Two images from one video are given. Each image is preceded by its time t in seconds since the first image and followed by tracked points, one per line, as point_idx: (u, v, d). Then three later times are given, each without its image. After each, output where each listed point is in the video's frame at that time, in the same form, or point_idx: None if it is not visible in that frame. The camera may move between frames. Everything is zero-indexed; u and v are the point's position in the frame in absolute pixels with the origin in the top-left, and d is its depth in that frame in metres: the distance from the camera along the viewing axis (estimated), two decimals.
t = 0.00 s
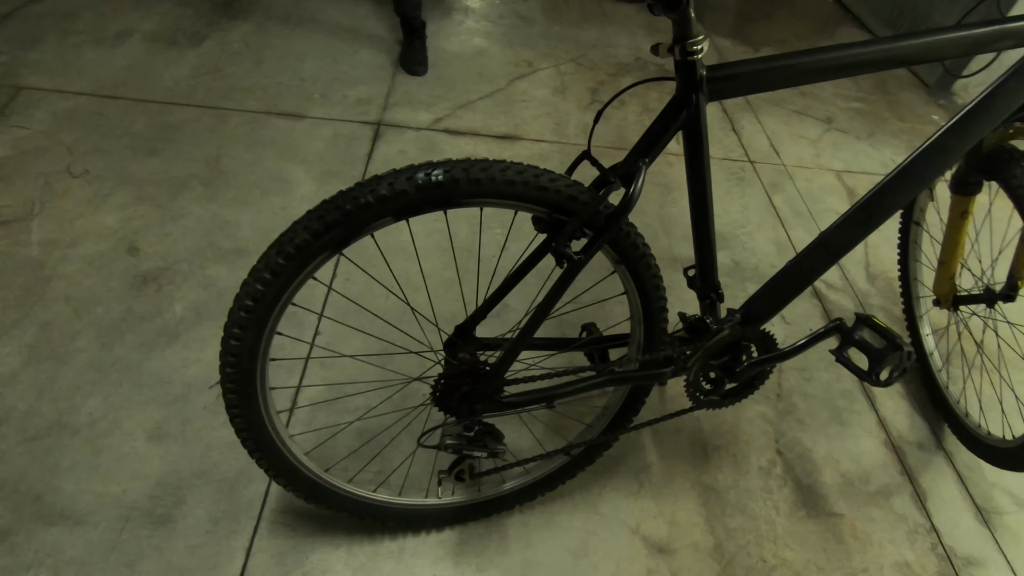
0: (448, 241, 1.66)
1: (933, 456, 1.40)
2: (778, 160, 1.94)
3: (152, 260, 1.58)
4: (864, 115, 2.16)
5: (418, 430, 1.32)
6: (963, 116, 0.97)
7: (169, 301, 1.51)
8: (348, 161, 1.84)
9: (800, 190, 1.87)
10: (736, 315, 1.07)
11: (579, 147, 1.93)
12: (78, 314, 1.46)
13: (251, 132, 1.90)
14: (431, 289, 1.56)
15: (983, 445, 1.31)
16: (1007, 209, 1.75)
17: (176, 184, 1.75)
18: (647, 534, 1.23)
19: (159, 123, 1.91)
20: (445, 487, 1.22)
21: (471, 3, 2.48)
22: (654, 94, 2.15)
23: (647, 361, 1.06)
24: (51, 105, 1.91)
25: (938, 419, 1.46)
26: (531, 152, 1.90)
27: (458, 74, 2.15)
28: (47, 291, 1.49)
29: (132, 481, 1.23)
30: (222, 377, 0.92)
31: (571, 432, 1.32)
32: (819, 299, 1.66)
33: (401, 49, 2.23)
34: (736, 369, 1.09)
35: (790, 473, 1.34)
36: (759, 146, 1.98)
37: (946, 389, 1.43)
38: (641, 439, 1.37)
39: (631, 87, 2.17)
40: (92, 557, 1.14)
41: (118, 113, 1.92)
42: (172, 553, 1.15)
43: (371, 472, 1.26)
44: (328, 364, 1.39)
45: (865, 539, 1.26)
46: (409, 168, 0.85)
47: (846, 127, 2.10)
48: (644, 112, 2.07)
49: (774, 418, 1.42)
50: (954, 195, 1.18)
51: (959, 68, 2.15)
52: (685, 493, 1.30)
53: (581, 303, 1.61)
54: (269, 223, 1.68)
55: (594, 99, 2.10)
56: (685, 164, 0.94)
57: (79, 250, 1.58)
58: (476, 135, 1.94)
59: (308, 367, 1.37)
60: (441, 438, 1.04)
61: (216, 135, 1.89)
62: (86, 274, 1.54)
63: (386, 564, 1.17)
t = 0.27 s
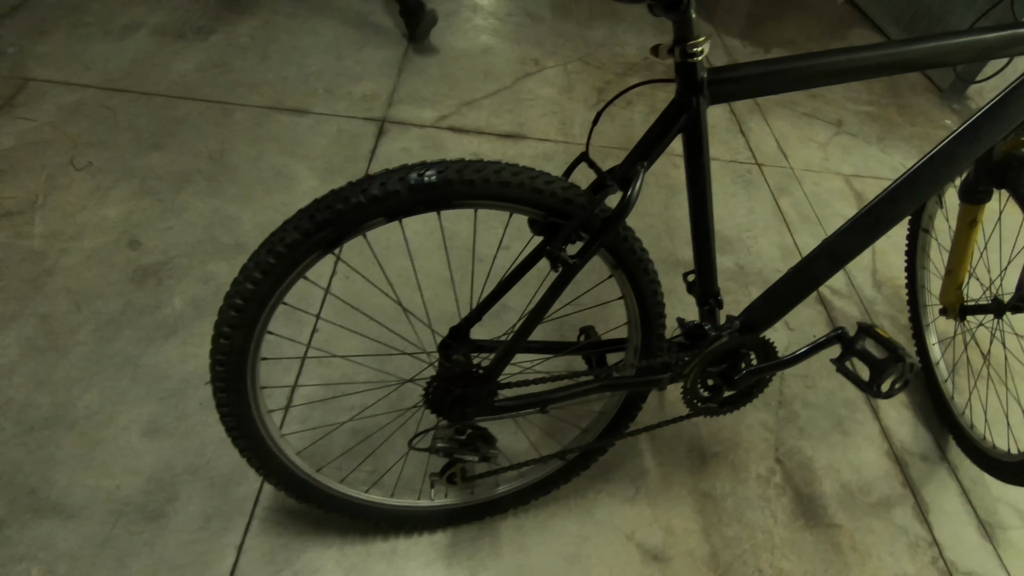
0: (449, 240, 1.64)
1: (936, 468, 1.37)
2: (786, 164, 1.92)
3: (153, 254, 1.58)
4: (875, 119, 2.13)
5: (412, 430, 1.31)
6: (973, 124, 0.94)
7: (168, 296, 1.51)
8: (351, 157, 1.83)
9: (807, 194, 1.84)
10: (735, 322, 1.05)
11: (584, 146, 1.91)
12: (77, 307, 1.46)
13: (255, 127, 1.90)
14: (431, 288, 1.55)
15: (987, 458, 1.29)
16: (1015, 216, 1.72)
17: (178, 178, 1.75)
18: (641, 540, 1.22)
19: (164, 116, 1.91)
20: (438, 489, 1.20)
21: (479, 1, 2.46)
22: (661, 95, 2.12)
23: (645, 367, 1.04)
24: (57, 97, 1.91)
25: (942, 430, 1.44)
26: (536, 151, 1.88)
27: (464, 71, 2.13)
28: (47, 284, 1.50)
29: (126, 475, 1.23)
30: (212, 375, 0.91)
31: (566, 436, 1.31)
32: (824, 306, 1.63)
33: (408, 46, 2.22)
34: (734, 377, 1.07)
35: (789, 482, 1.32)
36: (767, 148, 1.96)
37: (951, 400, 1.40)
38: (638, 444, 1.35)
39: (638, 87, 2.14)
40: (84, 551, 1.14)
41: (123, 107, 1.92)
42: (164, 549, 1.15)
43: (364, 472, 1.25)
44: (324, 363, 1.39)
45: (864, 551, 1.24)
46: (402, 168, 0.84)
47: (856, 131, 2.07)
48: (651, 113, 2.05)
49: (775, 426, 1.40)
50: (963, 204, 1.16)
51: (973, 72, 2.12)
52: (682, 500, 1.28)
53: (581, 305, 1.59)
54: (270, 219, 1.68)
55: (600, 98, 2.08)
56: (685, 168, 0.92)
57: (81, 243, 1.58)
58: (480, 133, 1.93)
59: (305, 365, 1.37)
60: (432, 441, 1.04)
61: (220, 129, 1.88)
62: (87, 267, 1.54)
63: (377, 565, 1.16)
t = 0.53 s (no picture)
0: (448, 244, 1.64)
1: (936, 480, 1.36)
2: (788, 170, 1.91)
3: (153, 254, 1.59)
4: (880, 126, 2.11)
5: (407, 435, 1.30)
6: (973, 134, 0.93)
7: (166, 297, 1.51)
8: (352, 160, 1.83)
9: (810, 201, 1.83)
10: (732, 331, 1.04)
11: (585, 151, 1.90)
12: (76, 307, 1.47)
13: (257, 128, 1.90)
14: (428, 292, 1.54)
15: (988, 470, 1.27)
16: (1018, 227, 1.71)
17: (180, 179, 1.75)
18: (636, 549, 1.21)
19: (167, 117, 1.91)
20: (433, 494, 1.20)
21: (483, 4, 2.46)
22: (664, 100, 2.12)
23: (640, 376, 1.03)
24: (62, 97, 1.92)
25: (943, 441, 1.42)
26: (537, 155, 1.88)
27: (467, 75, 2.13)
28: (47, 283, 1.50)
29: (121, 476, 1.23)
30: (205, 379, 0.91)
31: (562, 444, 1.31)
32: (825, 314, 1.62)
33: (411, 49, 2.22)
34: (730, 387, 1.07)
35: (786, 491, 1.31)
36: (770, 155, 1.94)
37: (953, 412, 1.39)
38: (635, 451, 1.34)
39: (642, 91, 2.14)
40: (77, 551, 1.14)
41: (126, 107, 1.93)
42: (157, 550, 1.15)
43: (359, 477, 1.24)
44: (321, 366, 1.38)
45: (861, 562, 1.23)
46: (395, 174, 0.83)
47: (860, 138, 2.05)
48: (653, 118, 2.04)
49: (773, 435, 1.39)
50: (966, 214, 1.15)
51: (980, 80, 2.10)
52: (678, 508, 1.27)
53: (580, 311, 1.58)
54: (270, 221, 1.68)
55: (603, 103, 2.08)
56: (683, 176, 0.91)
57: (81, 243, 1.59)
58: (481, 136, 1.92)
59: (301, 368, 1.36)
60: (424, 447, 1.03)
61: (222, 131, 1.89)
62: (86, 267, 1.54)
63: (370, 569, 1.15)
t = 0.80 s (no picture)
0: (455, 246, 1.64)
1: (945, 492, 1.34)
2: (799, 176, 1.89)
3: (162, 252, 1.59)
4: (893, 132, 2.09)
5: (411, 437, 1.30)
6: (988, 145, 0.92)
7: (175, 294, 1.52)
8: (361, 160, 1.83)
9: (821, 207, 1.81)
10: (738, 340, 1.04)
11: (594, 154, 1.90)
12: (86, 303, 1.48)
13: (267, 127, 1.91)
14: (434, 295, 1.54)
15: (999, 484, 1.26)
16: None
17: (190, 177, 1.76)
18: (639, 557, 1.20)
19: (178, 116, 1.92)
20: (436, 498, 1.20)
21: (494, 6, 2.46)
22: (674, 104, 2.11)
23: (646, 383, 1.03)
24: (75, 94, 1.93)
25: (952, 453, 1.41)
26: (546, 157, 1.87)
27: (477, 76, 2.13)
28: (58, 279, 1.51)
29: (127, 473, 1.24)
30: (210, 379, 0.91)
31: (566, 449, 1.30)
32: (834, 323, 1.61)
33: (421, 49, 2.22)
34: (737, 396, 1.06)
35: (792, 501, 1.30)
36: (780, 160, 1.93)
37: (964, 425, 1.37)
38: (639, 458, 1.33)
39: (652, 94, 2.12)
40: (83, 547, 1.14)
41: (139, 105, 1.94)
42: (161, 548, 1.15)
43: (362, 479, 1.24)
44: (326, 367, 1.38)
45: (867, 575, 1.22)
46: (402, 178, 0.83)
47: (872, 144, 2.04)
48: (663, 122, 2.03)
49: (779, 444, 1.38)
50: (979, 224, 1.13)
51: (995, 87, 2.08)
52: (682, 516, 1.26)
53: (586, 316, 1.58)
54: (279, 220, 1.68)
55: (613, 106, 2.07)
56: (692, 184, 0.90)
57: (92, 240, 1.60)
58: (490, 138, 1.92)
59: (307, 369, 1.37)
60: (428, 450, 1.03)
61: (232, 130, 1.90)
62: (96, 263, 1.55)
63: (372, 571, 1.15)
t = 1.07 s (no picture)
0: (467, 252, 1.64)
1: (959, 508, 1.33)
2: (813, 185, 1.88)
3: (178, 254, 1.61)
4: (909, 141, 2.08)
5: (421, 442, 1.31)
6: (1007, 158, 0.91)
7: (190, 297, 1.53)
8: (375, 165, 1.85)
9: (835, 217, 1.80)
10: (750, 351, 1.03)
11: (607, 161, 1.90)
12: (103, 304, 1.50)
13: (282, 132, 1.93)
14: (446, 301, 1.55)
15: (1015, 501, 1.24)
16: None
17: (207, 181, 1.78)
18: (648, 567, 1.20)
19: (196, 120, 1.95)
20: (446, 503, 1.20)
21: (508, 13, 2.47)
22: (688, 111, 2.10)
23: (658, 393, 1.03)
24: (95, 98, 1.96)
25: (967, 468, 1.39)
26: (558, 164, 1.87)
27: (490, 82, 2.14)
28: (76, 280, 1.53)
29: (142, 473, 1.25)
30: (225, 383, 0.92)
31: (576, 457, 1.30)
32: (848, 334, 1.59)
33: (435, 55, 2.24)
34: (748, 407, 1.05)
35: (803, 514, 1.29)
36: (794, 169, 1.92)
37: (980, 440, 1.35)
38: (649, 467, 1.33)
39: (666, 102, 2.12)
40: (97, 545, 1.16)
41: (157, 109, 1.97)
42: (174, 548, 1.16)
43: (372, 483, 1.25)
44: (338, 371, 1.39)
45: None
46: (417, 187, 0.84)
47: (888, 153, 2.02)
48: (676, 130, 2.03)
49: (791, 455, 1.37)
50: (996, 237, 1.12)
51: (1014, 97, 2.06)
52: (691, 527, 1.26)
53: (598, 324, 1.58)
54: (293, 224, 1.70)
55: (626, 113, 2.07)
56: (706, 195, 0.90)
57: (110, 241, 1.62)
58: (503, 144, 1.93)
59: (319, 372, 1.38)
60: (438, 457, 1.03)
61: (248, 134, 1.92)
62: (114, 265, 1.57)
63: None
